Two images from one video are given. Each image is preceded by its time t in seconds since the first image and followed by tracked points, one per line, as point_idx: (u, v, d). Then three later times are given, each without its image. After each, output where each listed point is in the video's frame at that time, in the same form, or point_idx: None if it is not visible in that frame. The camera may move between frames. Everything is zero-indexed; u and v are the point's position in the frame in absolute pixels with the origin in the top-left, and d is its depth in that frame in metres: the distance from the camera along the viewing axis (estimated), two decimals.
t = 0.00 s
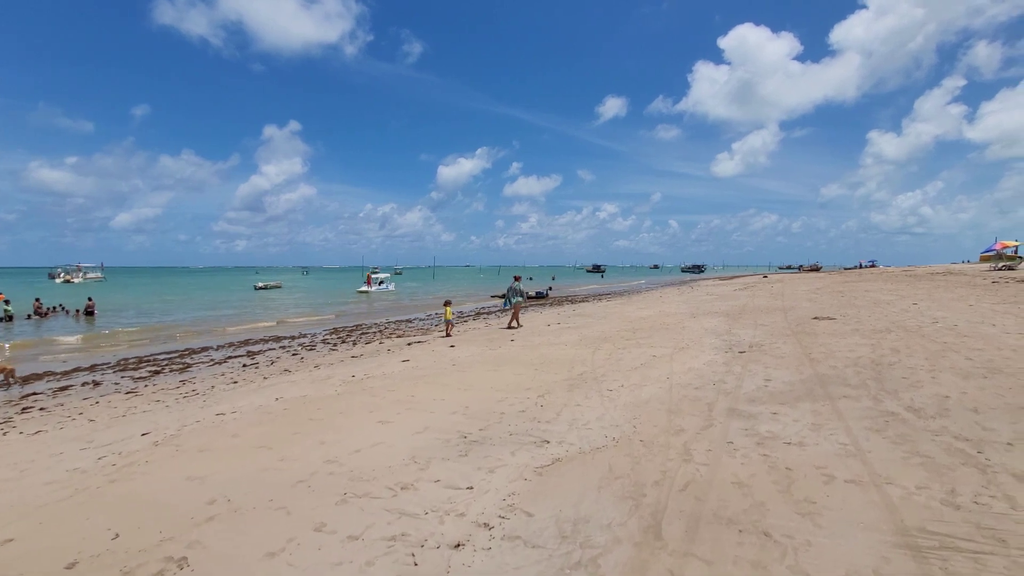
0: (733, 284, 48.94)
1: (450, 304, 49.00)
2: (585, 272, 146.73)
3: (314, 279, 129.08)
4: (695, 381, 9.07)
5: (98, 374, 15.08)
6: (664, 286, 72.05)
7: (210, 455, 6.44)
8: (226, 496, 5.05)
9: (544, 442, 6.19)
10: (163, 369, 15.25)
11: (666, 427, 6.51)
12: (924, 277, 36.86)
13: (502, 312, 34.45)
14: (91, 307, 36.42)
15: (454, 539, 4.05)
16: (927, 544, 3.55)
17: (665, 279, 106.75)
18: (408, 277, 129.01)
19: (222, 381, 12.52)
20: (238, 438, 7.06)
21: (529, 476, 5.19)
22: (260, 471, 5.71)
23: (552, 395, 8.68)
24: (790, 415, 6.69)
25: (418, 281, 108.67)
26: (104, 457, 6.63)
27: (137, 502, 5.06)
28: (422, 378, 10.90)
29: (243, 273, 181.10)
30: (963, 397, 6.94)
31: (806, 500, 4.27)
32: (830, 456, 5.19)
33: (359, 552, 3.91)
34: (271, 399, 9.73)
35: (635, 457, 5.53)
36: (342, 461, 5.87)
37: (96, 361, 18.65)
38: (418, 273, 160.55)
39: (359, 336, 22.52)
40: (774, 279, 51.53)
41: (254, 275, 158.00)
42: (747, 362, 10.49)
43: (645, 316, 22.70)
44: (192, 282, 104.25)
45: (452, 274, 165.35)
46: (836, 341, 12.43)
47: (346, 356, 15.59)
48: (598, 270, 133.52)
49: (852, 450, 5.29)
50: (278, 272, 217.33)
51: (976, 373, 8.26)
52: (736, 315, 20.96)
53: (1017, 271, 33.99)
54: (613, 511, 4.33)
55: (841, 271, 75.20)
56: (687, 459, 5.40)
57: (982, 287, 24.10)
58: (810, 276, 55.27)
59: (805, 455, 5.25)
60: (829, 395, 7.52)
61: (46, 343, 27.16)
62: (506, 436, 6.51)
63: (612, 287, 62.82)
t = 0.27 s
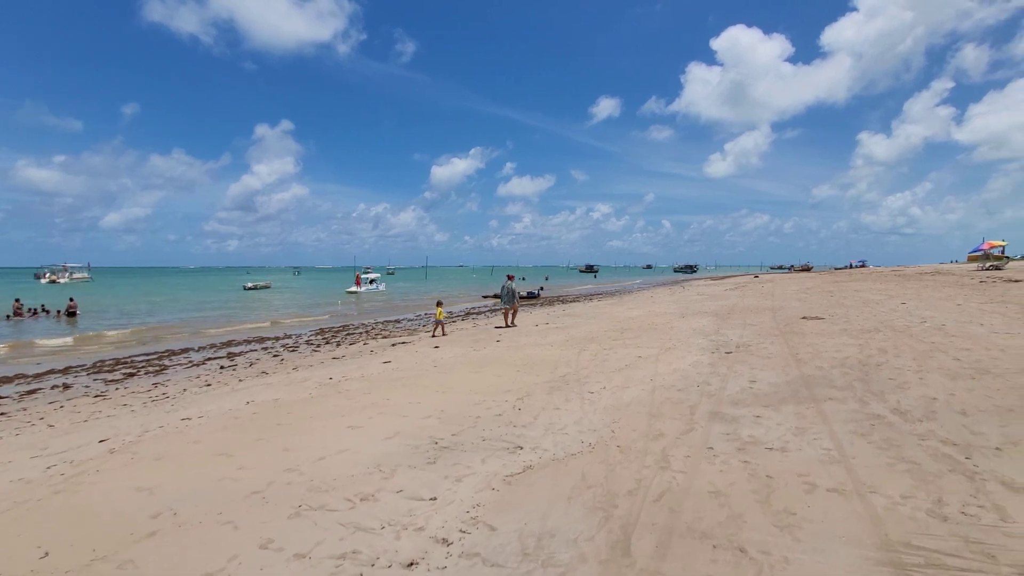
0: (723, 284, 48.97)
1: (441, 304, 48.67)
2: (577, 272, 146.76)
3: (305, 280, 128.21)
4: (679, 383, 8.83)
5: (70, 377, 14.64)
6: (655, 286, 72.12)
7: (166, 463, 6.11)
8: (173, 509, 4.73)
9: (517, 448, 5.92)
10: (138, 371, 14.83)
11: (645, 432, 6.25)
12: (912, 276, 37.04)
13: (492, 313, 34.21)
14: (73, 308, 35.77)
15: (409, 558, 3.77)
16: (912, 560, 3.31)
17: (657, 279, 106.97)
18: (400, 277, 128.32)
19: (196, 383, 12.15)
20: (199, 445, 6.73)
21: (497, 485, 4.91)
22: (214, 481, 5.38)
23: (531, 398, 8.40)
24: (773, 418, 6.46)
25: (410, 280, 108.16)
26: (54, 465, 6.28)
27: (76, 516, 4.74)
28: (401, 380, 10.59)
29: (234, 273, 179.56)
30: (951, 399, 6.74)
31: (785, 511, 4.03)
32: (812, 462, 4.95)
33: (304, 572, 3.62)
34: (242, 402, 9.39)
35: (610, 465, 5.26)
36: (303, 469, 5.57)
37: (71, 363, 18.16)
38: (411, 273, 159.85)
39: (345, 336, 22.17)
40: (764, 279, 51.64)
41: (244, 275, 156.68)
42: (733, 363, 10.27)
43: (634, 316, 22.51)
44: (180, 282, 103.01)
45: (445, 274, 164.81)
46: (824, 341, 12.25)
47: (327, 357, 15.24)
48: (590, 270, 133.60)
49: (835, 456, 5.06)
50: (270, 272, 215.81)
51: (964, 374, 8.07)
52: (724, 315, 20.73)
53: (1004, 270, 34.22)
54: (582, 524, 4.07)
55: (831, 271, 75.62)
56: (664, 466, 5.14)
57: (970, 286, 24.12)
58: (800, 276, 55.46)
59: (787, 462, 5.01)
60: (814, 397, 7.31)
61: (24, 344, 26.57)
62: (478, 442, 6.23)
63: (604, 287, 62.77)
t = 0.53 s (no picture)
0: (701, 284, 49.44)
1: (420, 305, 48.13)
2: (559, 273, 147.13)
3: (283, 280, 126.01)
4: (650, 388, 8.63)
5: (18, 384, 13.86)
6: (636, 286, 72.63)
7: (95, 482, 5.65)
8: (91, 538, 4.31)
9: (476, 461, 5.61)
10: (92, 377, 14.12)
11: (611, 442, 6.00)
12: (883, 277, 37.82)
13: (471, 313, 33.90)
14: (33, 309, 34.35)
15: None
16: None
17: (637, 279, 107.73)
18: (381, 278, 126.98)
19: (151, 390, 11.57)
20: (137, 461, 6.27)
21: (449, 504, 4.60)
22: (144, 503, 4.97)
23: (498, 404, 8.10)
24: (742, 425, 6.27)
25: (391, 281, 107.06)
26: None
27: None
28: (366, 386, 10.19)
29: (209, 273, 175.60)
30: (919, 404, 6.65)
31: (748, 531, 3.81)
32: (778, 475, 4.75)
33: None
34: (195, 412, 8.90)
35: (571, 479, 5.00)
36: (243, 488, 5.18)
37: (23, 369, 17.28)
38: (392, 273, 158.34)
39: (317, 339, 21.60)
40: (742, 279, 52.30)
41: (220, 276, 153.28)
42: (705, 367, 10.13)
43: (612, 317, 22.43)
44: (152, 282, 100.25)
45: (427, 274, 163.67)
46: (797, 343, 12.22)
47: (294, 361, 14.73)
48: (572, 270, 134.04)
49: (802, 467, 4.88)
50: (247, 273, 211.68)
51: (933, 377, 8.03)
52: (700, 316, 20.72)
53: (971, 271, 35.16)
54: (533, 549, 3.79)
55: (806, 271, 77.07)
56: (626, 480, 4.90)
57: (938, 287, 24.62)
58: (776, 277, 56.34)
59: (753, 474, 4.81)
60: (784, 403, 7.16)
61: None
62: (436, 454, 5.91)
63: (584, 288, 62.91)
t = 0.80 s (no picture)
0: (666, 284, 50.28)
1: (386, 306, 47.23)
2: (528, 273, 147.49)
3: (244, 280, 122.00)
4: (606, 391, 8.47)
5: None
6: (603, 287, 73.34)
7: None
8: None
9: (417, 474, 5.30)
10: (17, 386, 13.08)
11: (560, 450, 5.79)
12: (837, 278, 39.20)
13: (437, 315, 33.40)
14: None
15: None
16: None
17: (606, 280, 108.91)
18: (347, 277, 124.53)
19: (80, 400, 10.76)
20: (43, 481, 5.69)
21: (381, 523, 4.28)
22: (39, 531, 4.46)
23: (449, 411, 7.78)
24: (694, 430, 6.15)
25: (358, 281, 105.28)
26: None
27: None
28: (313, 392, 9.70)
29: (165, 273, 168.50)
30: (866, 405, 6.69)
31: (691, 545, 3.65)
32: (727, 482, 4.62)
33: None
34: (122, 423, 8.25)
35: (515, 491, 4.74)
36: (157, 511, 4.72)
37: None
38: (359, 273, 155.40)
39: (272, 342, 20.77)
40: (705, 280, 53.46)
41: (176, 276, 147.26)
42: (662, 368, 10.06)
43: (576, 318, 22.38)
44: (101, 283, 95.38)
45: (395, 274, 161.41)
46: (753, 343, 12.35)
47: (242, 367, 14.02)
48: (541, 271, 134.58)
49: (751, 474, 4.76)
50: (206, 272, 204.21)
51: (880, 377, 8.16)
52: (663, 317, 20.87)
53: (917, 271, 36.79)
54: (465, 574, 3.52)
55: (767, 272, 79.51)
56: (572, 491, 4.67)
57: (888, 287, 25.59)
58: (739, 277, 57.85)
59: (701, 482, 4.66)
60: (736, 405, 7.10)
61: None
62: (376, 467, 5.56)
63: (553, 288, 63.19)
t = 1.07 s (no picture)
0: (634, 284, 50.77)
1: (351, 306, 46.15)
2: (499, 273, 147.15)
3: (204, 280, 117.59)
4: (564, 395, 8.25)
5: None
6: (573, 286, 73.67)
7: None
8: None
9: (353, 490, 4.93)
10: None
11: (510, 458, 5.51)
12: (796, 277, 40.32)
13: (402, 316, 32.72)
14: None
15: None
16: None
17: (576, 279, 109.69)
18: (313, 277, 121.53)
19: None
20: None
21: (305, 548, 3.91)
22: None
23: (399, 417, 7.41)
24: (648, 435, 5.98)
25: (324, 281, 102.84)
26: None
27: None
28: (257, 399, 9.15)
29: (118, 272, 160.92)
30: (820, 405, 6.65)
31: (635, 565, 3.43)
32: (677, 491, 4.43)
33: None
34: (39, 437, 7.55)
35: (456, 507, 4.44)
36: (53, 540, 4.22)
37: None
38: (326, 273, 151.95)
39: (225, 345, 19.83)
40: (672, 279, 54.27)
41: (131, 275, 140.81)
42: (622, 370, 9.92)
43: (542, 318, 22.20)
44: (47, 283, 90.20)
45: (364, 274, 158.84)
46: (713, 342, 12.37)
47: (187, 372, 13.23)
48: (512, 271, 134.46)
49: (702, 482, 4.59)
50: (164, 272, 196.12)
51: (834, 376, 8.20)
52: (628, 316, 20.90)
53: (871, 271, 38.16)
54: None
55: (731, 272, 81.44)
56: (517, 505, 4.40)
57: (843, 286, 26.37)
58: (704, 277, 59.00)
59: (650, 492, 4.47)
60: (693, 408, 6.97)
61: None
62: (310, 482, 5.16)
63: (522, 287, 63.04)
